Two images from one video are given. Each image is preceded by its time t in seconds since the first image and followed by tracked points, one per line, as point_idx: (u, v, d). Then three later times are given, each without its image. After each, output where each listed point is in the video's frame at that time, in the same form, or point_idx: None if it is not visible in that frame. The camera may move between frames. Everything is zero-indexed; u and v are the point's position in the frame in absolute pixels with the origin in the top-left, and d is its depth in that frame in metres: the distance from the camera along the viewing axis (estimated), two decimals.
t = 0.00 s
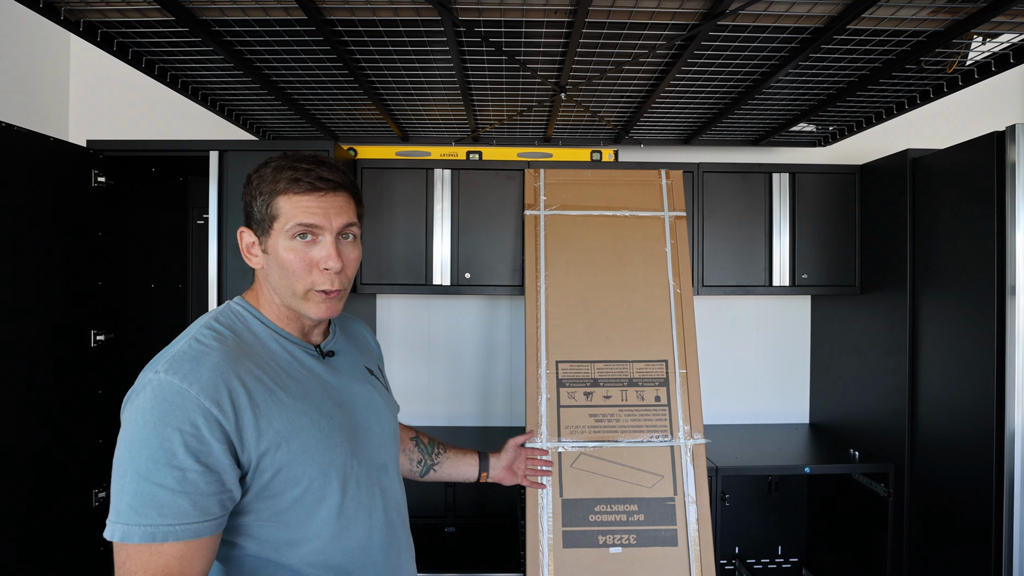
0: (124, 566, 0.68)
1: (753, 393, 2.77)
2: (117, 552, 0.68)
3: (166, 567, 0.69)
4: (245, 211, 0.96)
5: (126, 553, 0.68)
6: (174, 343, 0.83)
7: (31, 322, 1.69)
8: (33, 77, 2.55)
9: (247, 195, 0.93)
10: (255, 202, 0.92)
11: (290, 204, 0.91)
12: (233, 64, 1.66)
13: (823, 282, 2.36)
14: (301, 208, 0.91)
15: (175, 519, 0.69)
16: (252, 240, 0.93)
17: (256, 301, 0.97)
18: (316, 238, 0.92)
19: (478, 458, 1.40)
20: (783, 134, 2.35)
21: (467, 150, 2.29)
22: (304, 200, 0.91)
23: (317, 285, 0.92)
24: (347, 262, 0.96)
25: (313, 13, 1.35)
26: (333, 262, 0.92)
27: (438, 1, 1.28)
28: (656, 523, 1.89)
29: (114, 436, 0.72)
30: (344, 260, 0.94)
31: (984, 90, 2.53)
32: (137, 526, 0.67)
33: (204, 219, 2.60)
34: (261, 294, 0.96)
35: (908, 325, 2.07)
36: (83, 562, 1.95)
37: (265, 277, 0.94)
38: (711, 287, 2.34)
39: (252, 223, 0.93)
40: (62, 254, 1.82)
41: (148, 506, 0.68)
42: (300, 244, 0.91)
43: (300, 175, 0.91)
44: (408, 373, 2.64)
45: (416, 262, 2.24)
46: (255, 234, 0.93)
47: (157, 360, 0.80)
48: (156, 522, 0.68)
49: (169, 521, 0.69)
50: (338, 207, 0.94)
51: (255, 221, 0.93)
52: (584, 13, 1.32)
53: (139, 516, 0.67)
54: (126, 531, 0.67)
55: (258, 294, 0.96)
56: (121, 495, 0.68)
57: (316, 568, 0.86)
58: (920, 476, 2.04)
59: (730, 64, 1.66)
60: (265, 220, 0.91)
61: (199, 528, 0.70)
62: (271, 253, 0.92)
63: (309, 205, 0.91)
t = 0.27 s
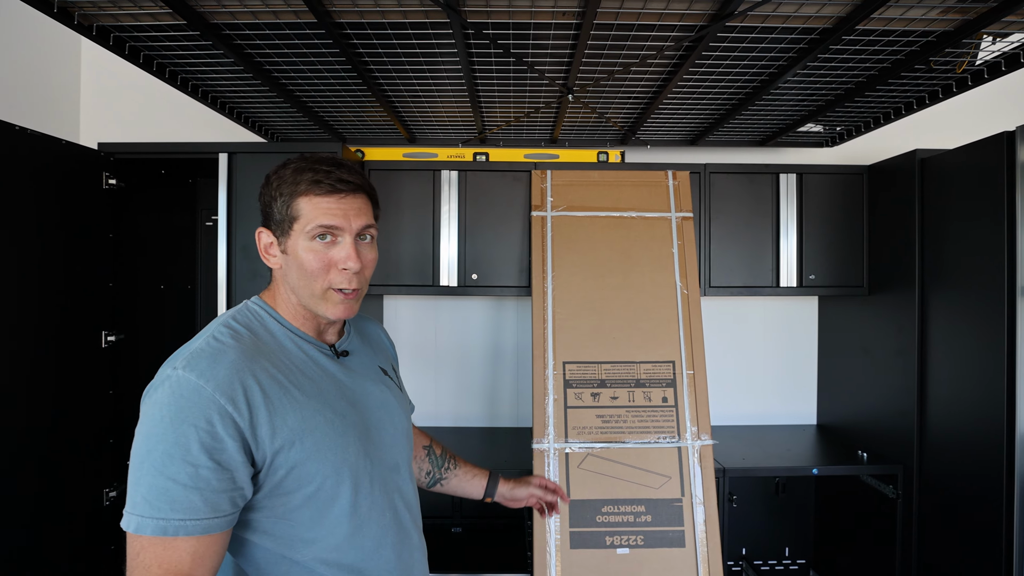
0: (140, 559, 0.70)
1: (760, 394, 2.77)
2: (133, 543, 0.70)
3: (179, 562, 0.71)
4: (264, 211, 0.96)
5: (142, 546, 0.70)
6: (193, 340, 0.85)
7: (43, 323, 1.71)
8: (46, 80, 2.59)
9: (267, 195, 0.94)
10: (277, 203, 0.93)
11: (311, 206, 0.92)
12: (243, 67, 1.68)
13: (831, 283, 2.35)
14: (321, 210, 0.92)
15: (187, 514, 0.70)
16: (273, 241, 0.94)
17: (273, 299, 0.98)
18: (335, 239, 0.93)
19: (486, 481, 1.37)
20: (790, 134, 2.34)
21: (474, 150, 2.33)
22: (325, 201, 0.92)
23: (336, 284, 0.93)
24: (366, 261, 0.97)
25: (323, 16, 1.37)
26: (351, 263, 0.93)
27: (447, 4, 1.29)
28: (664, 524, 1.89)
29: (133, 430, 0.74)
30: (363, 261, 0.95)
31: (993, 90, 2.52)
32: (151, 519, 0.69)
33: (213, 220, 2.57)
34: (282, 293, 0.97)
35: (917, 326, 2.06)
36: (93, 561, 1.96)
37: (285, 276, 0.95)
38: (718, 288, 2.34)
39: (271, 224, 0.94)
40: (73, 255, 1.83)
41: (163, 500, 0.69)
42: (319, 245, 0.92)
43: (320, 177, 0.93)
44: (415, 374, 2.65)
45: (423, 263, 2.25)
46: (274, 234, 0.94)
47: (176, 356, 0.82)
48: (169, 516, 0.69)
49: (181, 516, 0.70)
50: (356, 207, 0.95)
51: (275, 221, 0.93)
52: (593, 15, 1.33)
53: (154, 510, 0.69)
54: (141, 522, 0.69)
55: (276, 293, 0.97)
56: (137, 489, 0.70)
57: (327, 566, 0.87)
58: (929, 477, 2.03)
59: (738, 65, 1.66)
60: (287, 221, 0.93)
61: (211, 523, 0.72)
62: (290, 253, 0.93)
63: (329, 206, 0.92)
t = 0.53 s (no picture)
0: (187, 565, 0.70)
1: (764, 395, 2.76)
2: (178, 550, 0.69)
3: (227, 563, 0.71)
4: (301, 214, 0.90)
5: (189, 552, 0.69)
6: (206, 340, 0.83)
7: (50, 323, 1.72)
8: (51, 81, 2.61)
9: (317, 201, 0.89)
10: (358, 217, 0.92)
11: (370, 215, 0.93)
12: (247, 68, 1.68)
13: (835, 283, 2.35)
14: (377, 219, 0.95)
15: (222, 514, 0.70)
16: (349, 255, 0.93)
17: (306, 304, 0.95)
18: (400, 248, 1.03)
19: (462, 496, 1.38)
20: (794, 134, 2.34)
21: (477, 150, 2.29)
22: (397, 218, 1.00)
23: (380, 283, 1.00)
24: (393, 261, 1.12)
25: (327, 17, 1.37)
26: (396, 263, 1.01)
27: (451, 5, 1.29)
28: (667, 525, 1.88)
29: (156, 433, 0.72)
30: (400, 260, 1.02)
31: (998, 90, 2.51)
32: (187, 522, 0.68)
33: (217, 220, 2.63)
34: (335, 302, 0.97)
35: (923, 327, 2.05)
36: (99, 560, 1.97)
37: (352, 287, 0.97)
38: (722, 288, 2.33)
39: (321, 230, 0.90)
40: (78, 256, 1.84)
41: (198, 502, 0.69)
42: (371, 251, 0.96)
43: (369, 185, 0.95)
44: (418, 374, 2.65)
45: (427, 263, 2.25)
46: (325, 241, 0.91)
47: (192, 357, 0.80)
48: (205, 517, 0.69)
49: (217, 517, 0.70)
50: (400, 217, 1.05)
51: (328, 228, 0.90)
52: (596, 15, 1.33)
53: (187, 512, 0.68)
54: (175, 526, 0.68)
55: (314, 297, 0.95)
56: (168, 492, 0.69)
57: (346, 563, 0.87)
58: (934, 478, 2.02)
59: (743, 66, 1.66)
60: (372, 237, 0.95)
61: (244, 522, 0.72)
62: (372, 265, 0.97)
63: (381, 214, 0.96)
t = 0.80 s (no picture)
0: (239, 563, 0.66)
1: (765, 394, 2.76)
2: (229, 549, 0.65)
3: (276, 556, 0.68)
4: (335, 209, 0.83)
5: (240, 550, 0.66)
6: (236, 326, 0.77)
7: (51, 321, 1.72)
8: (52, 80, 2.61)
9: (354, 193, 0.85)
10: (387, 212, 0.90)
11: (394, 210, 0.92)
12: (248, 67, 1.68)
13: (836, 282, 2.35)
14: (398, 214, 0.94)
15: (279, 508, 0.68)
16: (376, 250, 0.91)
17: (325, 297, 0.90)
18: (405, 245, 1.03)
19: (433, 450, 1.38)
20: (795, 133, 2.33)
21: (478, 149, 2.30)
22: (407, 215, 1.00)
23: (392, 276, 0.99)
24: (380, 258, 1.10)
25: (328, 15, 1.37)
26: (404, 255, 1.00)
27: (452, 3, 1.29)
28: (668, 523, 1.88)
29: (202, 426, 0.67)
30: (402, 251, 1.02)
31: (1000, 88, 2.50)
32: (244, 517, 0.65)
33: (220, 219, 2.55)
34: (354, 296, 0.93)
35: (924, 326, 2.04)
36: (101, 558, 1.98)
37: (372, 282, 0.94)
38: (723, 287, 2.33)
39: (358, 226, 0.86)
40: (79, 254, 1.84)
41: (255, 497, 0.66)
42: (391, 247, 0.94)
43: (389, 181, 0.94)
44: (419, 373, 2.65)
45: (428, 262, 2.25)
46: (361, 239, 0.87)
47: (226, 344, 0.74)
48: (263, 512, 0.66)
49: (275, 511, 0.67)
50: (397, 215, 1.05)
51: (363, 223, 0.86)
52: (597, 13, 1.33)
53: (245, 507, 0.65)
54: (231, 523, 0.65)
55: (335, 290, 0.90)
56: (219, 488, 0.65)
57: (372, 557, 0.85)
58: (934, 477, 2.02)
59: (744, 64, 1.65)
60: (396, 232, 0.93)
61: (297, 516, 0.70)
62: (392, 260, 0.96)
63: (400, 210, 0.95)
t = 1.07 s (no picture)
0: (274, 567, 0.65)
1: (763, 393, 2.76)
2: (263, 554, 0.64)
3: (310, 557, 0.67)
4: (345, 208, 0.83)
5: (274, 554, 0.64)
6: (243, 328, 0.75)
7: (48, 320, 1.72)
8: (50, 79, 2.60)
9: (365, 193, 0.85)
10: (392, 212, 0.91)
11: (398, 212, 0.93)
12: (246, 65, 1.68)
13: (833, 281, 2.35)
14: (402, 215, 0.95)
15: (310, 508, 0.66)
16: (380, 249, 0.91)
17: (326, 297, 0.89)
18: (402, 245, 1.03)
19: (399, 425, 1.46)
20: (793, 132, 2.34)
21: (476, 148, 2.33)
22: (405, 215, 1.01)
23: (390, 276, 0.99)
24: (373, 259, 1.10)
25: (325, 13, 1.37)
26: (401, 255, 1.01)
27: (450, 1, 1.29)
28: (666, 522, 1.89)
29: (224, 431, 0.65)
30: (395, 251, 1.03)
31: (996, 87, 2.51)
32: (279, 520, 0.64)
33: (217, 219, 2.51)
34: (354, 295, 0.93)
35: (921, 326, 2.04)
36: (98, 557, 1.97)
37: (372, 281, 0.94)
38: (721, 286, 2.33)
39: (366, 225, 0.86)
40: (77, 253, 1.84)
41: (287, 499, 0.64)
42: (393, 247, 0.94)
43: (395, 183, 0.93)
44: (417, 372, 2.65)
45: (426, 261, 2.25)
46: (367, 238, 0.87)
47: (237, 346, 0.72)
48: (296, 513, 0.65)
49: (307, 512, 0.66)
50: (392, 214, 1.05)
51: (371, 223, 0.87)
52: (594, 11, 1.33)
53: (279, 510, 0.64)
54: (266, 528, 0.63)
55: (337, 290, 0.89)
56: (248, 493, 0.63)
57: (376, 548, 0.86)
58: (931, 475, 2.02)
59: (742, 62, 1.66)
60: (398, 232, 0.94)
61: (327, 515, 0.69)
62: (393, 260, 0.96)
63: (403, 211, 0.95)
